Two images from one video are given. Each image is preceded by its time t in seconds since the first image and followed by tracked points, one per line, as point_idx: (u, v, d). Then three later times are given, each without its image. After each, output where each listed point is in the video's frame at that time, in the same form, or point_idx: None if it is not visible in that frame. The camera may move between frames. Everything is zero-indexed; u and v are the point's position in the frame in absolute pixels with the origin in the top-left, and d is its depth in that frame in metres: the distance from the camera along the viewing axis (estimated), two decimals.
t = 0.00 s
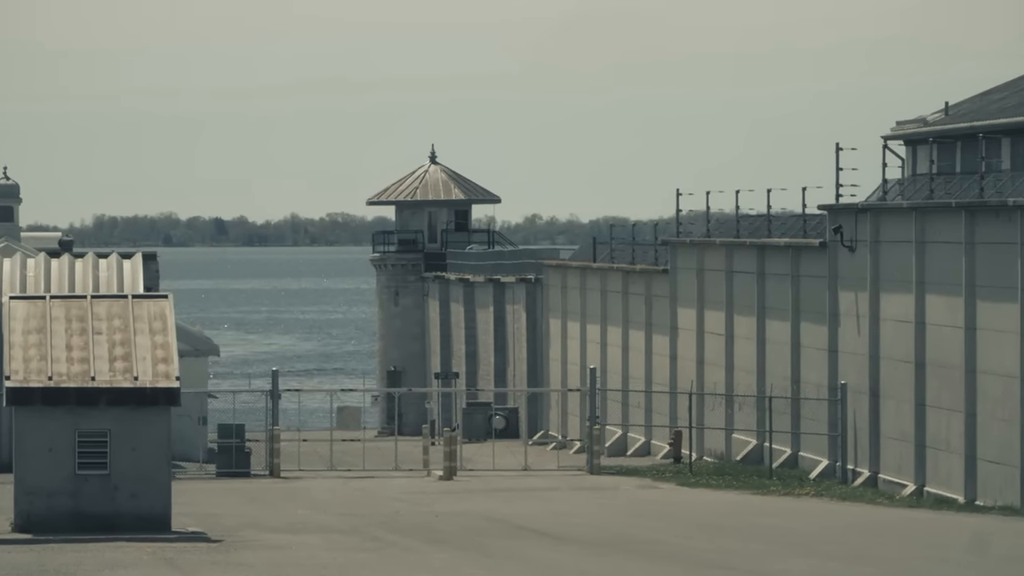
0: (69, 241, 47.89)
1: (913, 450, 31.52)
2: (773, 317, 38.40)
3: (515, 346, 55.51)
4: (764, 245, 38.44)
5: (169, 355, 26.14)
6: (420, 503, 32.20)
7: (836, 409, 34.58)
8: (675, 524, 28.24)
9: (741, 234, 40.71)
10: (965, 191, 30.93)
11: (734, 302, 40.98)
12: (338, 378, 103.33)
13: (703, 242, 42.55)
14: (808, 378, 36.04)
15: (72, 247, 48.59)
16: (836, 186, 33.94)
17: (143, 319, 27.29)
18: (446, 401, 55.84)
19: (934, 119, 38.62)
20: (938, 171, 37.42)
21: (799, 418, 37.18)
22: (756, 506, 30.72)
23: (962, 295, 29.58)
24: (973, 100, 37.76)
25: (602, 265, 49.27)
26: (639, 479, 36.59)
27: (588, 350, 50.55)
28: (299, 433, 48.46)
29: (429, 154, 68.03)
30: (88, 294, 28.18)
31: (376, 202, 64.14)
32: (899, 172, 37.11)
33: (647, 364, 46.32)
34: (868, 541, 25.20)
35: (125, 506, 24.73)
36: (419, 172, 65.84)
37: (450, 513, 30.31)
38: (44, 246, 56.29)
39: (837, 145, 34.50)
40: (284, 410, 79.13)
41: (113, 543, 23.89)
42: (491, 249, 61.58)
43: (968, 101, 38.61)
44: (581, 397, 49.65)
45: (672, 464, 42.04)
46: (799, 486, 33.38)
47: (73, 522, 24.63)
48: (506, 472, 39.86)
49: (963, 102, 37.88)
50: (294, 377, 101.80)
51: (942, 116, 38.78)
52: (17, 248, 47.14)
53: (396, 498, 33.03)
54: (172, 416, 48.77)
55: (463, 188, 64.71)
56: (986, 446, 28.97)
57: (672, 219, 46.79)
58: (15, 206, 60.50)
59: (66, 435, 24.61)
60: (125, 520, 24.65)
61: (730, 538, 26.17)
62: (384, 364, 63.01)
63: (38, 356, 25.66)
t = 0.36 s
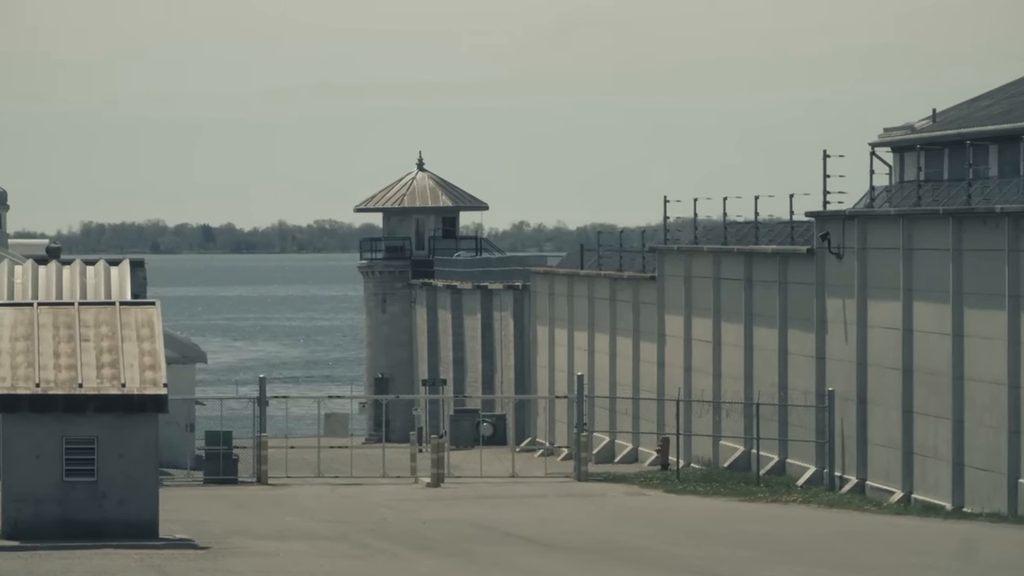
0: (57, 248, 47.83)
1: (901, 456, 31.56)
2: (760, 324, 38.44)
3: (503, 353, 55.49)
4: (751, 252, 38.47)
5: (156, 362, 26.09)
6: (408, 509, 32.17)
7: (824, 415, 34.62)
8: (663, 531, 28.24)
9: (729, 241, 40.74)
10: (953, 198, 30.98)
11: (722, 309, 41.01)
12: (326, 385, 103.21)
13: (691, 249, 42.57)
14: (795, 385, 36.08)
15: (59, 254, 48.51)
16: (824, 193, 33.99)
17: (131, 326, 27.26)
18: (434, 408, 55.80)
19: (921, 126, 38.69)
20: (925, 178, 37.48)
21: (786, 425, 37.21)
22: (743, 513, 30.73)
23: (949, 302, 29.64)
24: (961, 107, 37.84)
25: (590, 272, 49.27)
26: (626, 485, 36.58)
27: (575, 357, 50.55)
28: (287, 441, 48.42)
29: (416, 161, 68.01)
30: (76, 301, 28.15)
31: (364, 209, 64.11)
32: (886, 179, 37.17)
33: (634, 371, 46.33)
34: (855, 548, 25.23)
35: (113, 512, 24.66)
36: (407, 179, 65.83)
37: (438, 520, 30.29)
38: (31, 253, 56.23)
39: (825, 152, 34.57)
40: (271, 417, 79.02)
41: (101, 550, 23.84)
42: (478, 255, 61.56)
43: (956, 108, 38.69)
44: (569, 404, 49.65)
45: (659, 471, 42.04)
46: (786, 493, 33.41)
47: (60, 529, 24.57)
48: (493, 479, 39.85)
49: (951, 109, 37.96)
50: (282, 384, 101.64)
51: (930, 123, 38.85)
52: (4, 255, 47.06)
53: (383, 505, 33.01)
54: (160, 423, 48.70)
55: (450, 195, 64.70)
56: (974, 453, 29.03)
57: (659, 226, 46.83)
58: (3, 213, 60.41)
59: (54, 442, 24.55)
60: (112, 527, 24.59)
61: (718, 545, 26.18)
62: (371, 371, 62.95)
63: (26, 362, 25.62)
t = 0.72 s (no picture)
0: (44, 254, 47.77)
1: (888, 463, 31.62)
2: (748, 330, 38.49)
3: (490, 360, 55.49)
4: (739, 258, 38.52)
5: (144, 369, 26.05)
6: (395, 516, 32.15)
7: (811, 422, 34.65)
8: (650, 537, 28.24)
9: (716, 248, 40.80)
10: (940, 204, 31.06)
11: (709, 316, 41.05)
12: (313, 392, 103.07)
13: (678, 255, 42.65)
14: (783, 391, 36.12)
15: (46, 260, 48.45)
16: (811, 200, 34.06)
17: (118, 332, 27.24)
18: (421, 415, 55.79)
19: (909, 132, 38.78)
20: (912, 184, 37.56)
21: (774, 432, 37.26)
22: (731, 519, 30.76)
23: (936, 309, 29.71)
24: (949, 114, 37.93)
25: (577, 279, 49.30)
26: (614, 492, 36.59)
27: (563, 363, 50.55)
28: (275, 447, 48.33)
29: (404, 168, 67.99)
30: (63, 307, 28.15)
31: (351, 216, 64.07)
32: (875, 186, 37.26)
33: (622, 377, 46.33)
34: (842, 554, 25.26)
35: (101, 519, 24.59)
36: (395, 185, 65.81)
37: (426, 526, 30.28)
38: (18, 258, 56.15)
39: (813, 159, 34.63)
40: (259, 423, 78.94)
41: (87, 556, 23.75)
42: (466, 262, 61.59)
43: (945, 114, 38.79)
44: (556, 411, 49.66)
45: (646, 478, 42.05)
46: (773, 499, 33.44)
47: (47, 536, 24.50)
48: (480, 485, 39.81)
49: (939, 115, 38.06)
50: (269, 390, 101.51)
51: (918, 129, 38.96)
52: None
53: (371, 511, 32.98)
54: (147, 430, 48.63)
55: (438, 202, 64.69)
56: (961, 459, 29.07)
57: (647, 232, 46.88)
58: None
59: (41, 448, 24.52)
60: (100, 533, 24.50)
61: (705, 551, 26.19)
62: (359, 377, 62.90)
63: (13, 369, 25.60)
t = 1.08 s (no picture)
0: (32, 261, 47.67)
1: (876, 470, 31.67)
2: (735, 338, 38.54)
3: (478, 367, 55.49)
4: (726, 266, 38.58)
5: (131, 376, 26.02)
6: (382, 523, 32.12)
7: (799, 429, 34.68)
8: (638, 545, 28.26)
9: (704, 255, 40.85)
10: (928, 212, 31.14)
11: (697, 323, 41.10)
12: (300, 399, 102.95)
13: (665, 262, 42.71)
14: (771, 399, 36.17)
15: (34, 267, 48.37)
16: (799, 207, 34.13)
17: (106, 340, 27.22)
18: (409, 422, 55.76)
19: (897, 140, 38.87)
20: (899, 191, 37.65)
21: (761, 439, 37.29)
22: (719, 526, 30.79)
23: (924, 316, 29.78)
24: (936, 121, 38.04)
25: (565, 286, 49.33)
26: (602, 500, 36.59)
27: (550, 370, 50.57)
28: (263, 455, 48.27)
29: (392, 175, 68.01)
30: (51, 315, 28.15)
31: (338, 224, 64.03)
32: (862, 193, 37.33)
33: (609, 385, 46.35)
34: (830, 561, 25.32)
35: (89, 526, 24.51)
36: (382, 193, 65.82)
37: (414, 533, 30.27)
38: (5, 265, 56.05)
39: (801, 166, 34.71)
40: (246, 431, 78.81)
41: (75, 564, 23.69)
42: (453, 270, 61.62)
43: (933, 121, 38.90)
44: (544, 418, 49.67)
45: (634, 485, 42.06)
46: (761, 507, 33.48)
47: (36, 543, 24.44)
48: (468, 492, 39.78)
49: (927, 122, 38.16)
50: (256, 397, 101.36)
51: (905, 136, 39.07)
52: None
53: (358, 518, 32.95)
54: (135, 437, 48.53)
55: (425, 209, 64.69)
56: (949, 466, 29.13)
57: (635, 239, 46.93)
58: None
59: (29, 456, 24.49)
60: (88, 540, 24.42)
61: (693, 559, 26.23)
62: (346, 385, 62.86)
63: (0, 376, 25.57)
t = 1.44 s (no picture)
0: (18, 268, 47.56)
1: (863, 477, 31.73)
2: (721, 345, 38.61)
3: (464, 374, 55.49)
4: (713, 273, 38.64)
5: (118, 383, 25.97)
6: (369, 529, 32.07)
7: (786, 436, 34.72)
8: (624, 552, 28.29)
9: (690, 262, 40.92)
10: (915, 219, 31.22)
11: (683, 330, 41.15)
12: (287, 406, 102.82)
13: (652, 269, 42.77)
14: (757, 406, 36.21)
15: (20, 274, 48.28)
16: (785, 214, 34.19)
17: (93, 347, 27.19)
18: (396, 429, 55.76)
19: (884, 147, 38.98)
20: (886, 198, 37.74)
21: (748, 446, 37.34)
22: (705, 533, 30.81)
23: (911, 323, 29.86)
24: (923, 128, 38.15)
25: (552, 293, 49.36)
26: (588, 507, 36.60)
27: (537, 377, 50.60)
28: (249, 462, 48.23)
29: (378, 182, 68.01)
30: (38, 322, 28.12)
31: (325, 230, 64.00)
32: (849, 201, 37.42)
33: (596, 392, 46.38)
34: (816, 569, 25.37)
35: (75, 533, 24.48)
36: (368, 200, 65.78)
37: (400, 540, 30.26)
38: None
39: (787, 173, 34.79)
40: (233, 438, 78.70)
41: (62, 571, 23.64)
42: (440, 277, 61.64)
43: (920, 128, 39.01)
44: (531, 425, 49.67)
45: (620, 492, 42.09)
46: (748, 514, 33.51)
47: (22, 549, 24.43)
48: (455, 499, 39.78)
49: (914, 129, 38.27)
50: (242, 405, 101.22)
51: (892, 143, 39.17)
52: None
53: (345, 524, 32.93)
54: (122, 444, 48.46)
55: (412, 216, 64.67)
56: (936, 474, 29.20)
57: (621, 246, 46.99)
58: None
59: (15, 462, 24.43)
60: (74, 547, 24.39)
61: (679, 566, 26.27)
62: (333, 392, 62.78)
63: None
